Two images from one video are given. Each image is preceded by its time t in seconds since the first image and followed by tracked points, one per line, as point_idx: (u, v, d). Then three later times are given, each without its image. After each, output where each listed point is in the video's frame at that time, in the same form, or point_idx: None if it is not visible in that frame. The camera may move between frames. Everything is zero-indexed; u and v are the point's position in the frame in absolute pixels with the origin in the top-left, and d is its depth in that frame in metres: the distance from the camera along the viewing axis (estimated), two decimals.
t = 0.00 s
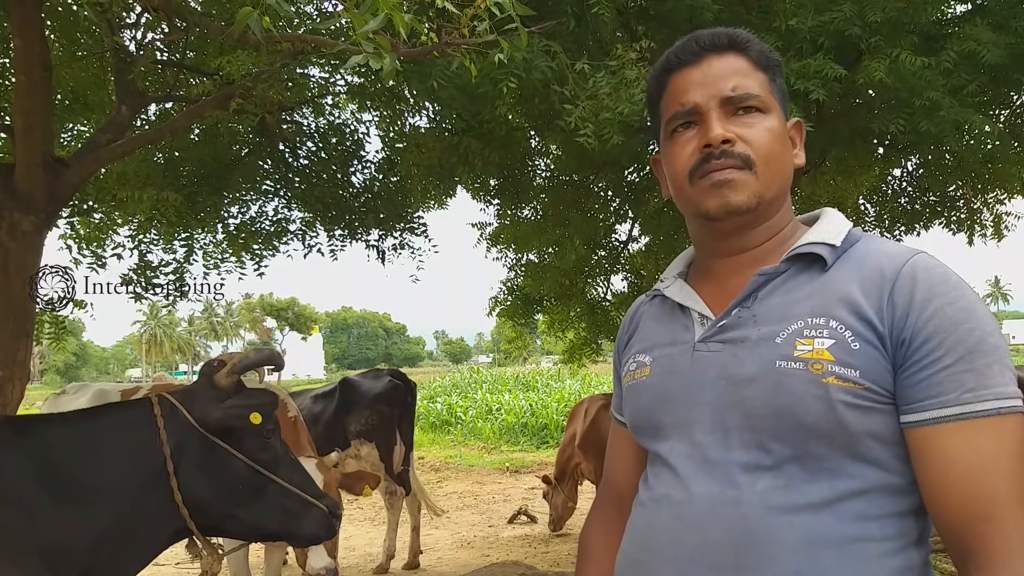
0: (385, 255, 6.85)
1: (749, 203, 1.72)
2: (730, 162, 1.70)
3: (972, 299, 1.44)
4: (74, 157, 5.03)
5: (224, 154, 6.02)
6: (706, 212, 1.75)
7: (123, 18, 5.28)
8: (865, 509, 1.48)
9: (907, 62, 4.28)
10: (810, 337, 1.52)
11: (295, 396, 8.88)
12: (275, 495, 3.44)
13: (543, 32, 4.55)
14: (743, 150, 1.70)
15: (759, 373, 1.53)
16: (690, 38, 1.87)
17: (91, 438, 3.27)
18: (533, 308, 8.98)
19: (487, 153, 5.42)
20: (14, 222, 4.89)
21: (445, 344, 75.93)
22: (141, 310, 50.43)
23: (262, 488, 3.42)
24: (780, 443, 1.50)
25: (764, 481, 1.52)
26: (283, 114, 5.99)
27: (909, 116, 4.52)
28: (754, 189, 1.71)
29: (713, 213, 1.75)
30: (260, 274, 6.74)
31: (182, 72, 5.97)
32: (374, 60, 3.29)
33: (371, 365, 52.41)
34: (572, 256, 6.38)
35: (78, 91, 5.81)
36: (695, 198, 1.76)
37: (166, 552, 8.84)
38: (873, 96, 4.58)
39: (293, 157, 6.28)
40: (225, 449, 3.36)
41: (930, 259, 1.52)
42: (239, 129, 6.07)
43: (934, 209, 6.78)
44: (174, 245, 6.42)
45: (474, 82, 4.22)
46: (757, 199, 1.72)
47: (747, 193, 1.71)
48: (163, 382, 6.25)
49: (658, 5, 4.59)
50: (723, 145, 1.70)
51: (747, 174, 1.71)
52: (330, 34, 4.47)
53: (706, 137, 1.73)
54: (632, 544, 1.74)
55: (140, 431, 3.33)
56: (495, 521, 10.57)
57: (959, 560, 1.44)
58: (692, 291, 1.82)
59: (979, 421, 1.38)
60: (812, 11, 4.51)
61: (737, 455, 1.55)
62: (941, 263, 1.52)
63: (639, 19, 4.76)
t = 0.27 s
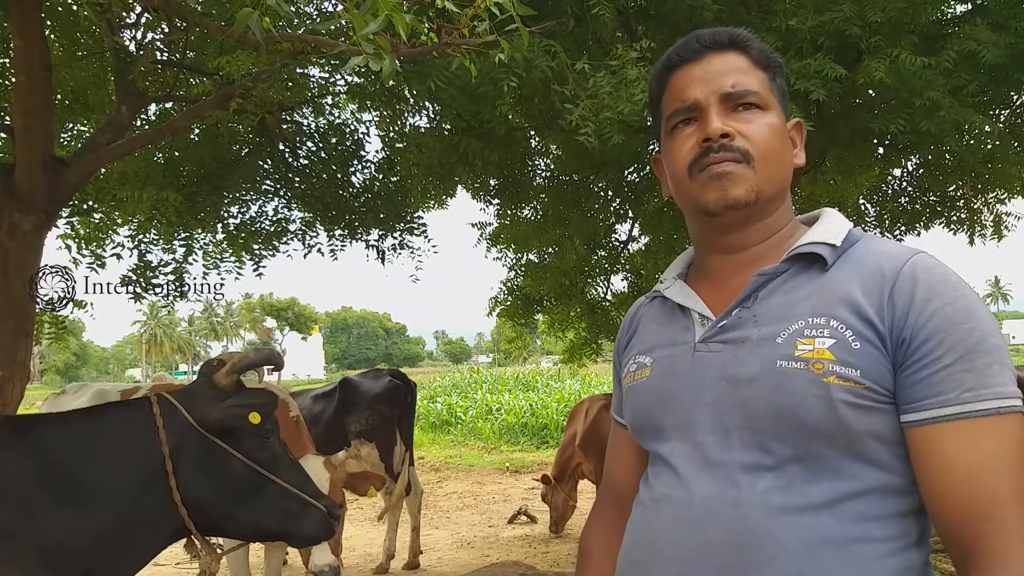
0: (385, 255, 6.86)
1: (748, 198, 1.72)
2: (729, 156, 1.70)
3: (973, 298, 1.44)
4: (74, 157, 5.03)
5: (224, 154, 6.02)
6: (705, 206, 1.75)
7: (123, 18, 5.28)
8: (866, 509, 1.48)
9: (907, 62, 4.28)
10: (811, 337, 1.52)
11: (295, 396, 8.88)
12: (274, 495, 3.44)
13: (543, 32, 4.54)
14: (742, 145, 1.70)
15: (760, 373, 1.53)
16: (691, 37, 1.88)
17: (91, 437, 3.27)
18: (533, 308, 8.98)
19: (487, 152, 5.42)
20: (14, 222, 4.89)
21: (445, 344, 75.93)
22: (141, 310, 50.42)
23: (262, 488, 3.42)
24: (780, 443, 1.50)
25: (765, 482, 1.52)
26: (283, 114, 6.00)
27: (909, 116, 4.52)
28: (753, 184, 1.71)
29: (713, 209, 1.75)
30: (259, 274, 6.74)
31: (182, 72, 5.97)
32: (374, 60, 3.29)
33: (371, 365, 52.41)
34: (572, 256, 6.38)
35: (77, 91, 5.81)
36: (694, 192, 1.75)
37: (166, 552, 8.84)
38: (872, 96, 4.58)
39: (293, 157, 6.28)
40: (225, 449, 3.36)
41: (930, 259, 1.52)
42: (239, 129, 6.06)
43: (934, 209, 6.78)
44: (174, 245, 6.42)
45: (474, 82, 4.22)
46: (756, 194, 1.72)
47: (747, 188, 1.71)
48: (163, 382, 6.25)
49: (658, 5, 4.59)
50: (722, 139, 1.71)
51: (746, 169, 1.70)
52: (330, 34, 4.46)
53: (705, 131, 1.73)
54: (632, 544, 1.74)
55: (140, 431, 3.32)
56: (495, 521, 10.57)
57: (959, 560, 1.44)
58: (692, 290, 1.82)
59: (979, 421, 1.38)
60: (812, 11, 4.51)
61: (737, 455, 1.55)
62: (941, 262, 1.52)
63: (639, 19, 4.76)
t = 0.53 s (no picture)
0: (385, 255, 6.87)
1: (745, 198, 1.71)
2: (726, 156, 1.70)
3: (970, 299, 1.44)
4: (74, 157, 5.03)
5: (225, 154, 6.02)
6: (703, 206, 1.75)
7: (123, 18, 5.28)
8: (864, 510, 1.48)
9: (906, 62, 4.28)
10: (808, 337, 1.52)
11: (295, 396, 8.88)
12: (275, 495, 3.44)
13: (543, 32, 4.54)
14: (740, 145, 1.70)
15: (757, 373, 1.53)
16: (689, 37, 1.88)
17: (91, 437, 3.27)
18: (533, 308, 8.98)
19: (487, 152, 5.42)
20: (14, 222, 4.89)
21: (445, 344, 75.93)
22: (141, 310, 50.42)
23: (262, 488, 3.42)
24: (778, 444, 1.50)
25: (763, 482, 1.52)
26: (283, 114, 6.00)
27: (909, 116, 4.52)
28: (750, 184, 1.71)
29: (710, 209, 1.74)
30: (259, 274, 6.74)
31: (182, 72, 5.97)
32: (375, 61, 3.29)
33: (371, 365, 52.41)
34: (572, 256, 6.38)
35: (77, 91, 5.81)
36: (691, 192, 1.75)
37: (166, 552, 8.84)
38: (872, 96, 4.59)
39: (293, 157, 6.29)
40: (225, 448, 3.36)
41: (928, 259, 1.52)
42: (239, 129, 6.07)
43: (934, 209, 6.79)
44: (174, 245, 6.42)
45: (474, 82, 4.23)
46: (753, 194, 1.72)
47: (744, 188, 1.71)
48: (163, 382, 6.25)
49: (657, 6, 4.59)
50: (719, 139, 1.70)
51: (743, 169, 1.70)
52: (330, 34, 4.47)
53: (703, 132, 1.73)
54: (631, 545, 1.74)
55: (140, 431, 3.32)
56: (495, 521, 10.57)
57: (957, 560, 1.44)
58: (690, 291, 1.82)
59: (976, 421, 1.38)
60: (812, 11, 4.51)
61: (736, 456, 1.55)
62: (938, 262, 1.52)
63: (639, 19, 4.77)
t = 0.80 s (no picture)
0: (385, 255, 6.87)
1: (744, 201, 1.71)
2: (726, 159, 1.70)
3: (969, 299, 1.44)
4: (74, 157, 5.03)
5: (225, 154, 6.02)
6: (702, 209, 1.75)
7: (123, 18, 5.29)
8: (863, 510, 1.48)
9: (906, 62, 4.28)
10: (807, 338, 1.52)
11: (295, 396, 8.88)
12: (275, 495, 3.44)
13: (543, 33, 4.55)
14: (739, 147, 1.70)
15: (756, 374, 1.53)
16: (688, 37, 1.87)
17: (92, 438, 3.27)
18: (533, 308, 8.98)
19: (487, 152, 5.41)
20: (14, 222, 4.90)
21: (445, 344, 75.94)
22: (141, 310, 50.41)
23: (263, 488, 3.41)
24: (777, 445, 1.50)
25: (763, 482, 1.52)
26: (283, 114, 6.00)
27: (909, 116, 4.52)
28: (749, 186, 1.71)
29: (709, 211, 1.75)
30: (259, 274, 6.75)
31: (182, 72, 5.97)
32: (374, 61, 3.29)
33: (371, 365, 52.42)
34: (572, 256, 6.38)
35: (77, 91, 5.81)
36: (691, 195, 1.75)
37: (166, 552, 8.83)
38: (872, 96, 4.59)
39: (293, 157, 6.29)
40: (226, 449, 3.36)
41: (927, 260, 1.52)
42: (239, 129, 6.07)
43: (934, 209, 6.79)
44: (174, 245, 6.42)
45: (473, 82, 4.23)
46: (752, 196, 1.72)
47: (743, 190, 1.71)
48: (163, 382, 6.25)
49: (657, 6, 4.60)
50: (719, 142, 1.70)
51: (742, 171, 1.70)
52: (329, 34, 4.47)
53: (702, 134, 1.73)
54: (631, 545, 1.74)
55: (141, 431, 3.32)
56: (495, 521, 10.57)
57: (955, 561, 1.44)
58: (689, 292, 1.82)
59: (976, 423, 1.38)
60: (812, 11, 4.51)
61: (735, 456, 1.55)
62: (937, 263, 1.52)
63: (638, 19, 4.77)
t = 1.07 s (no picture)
0: (385, 255, 6.87)
1: (748, 213, 1.72)
2: (729, 173, 1.70)
3: (969, 299, 1.44)
4: (74, 157, 5.03)
5: (225, 154, 6.03)
6: (706, 222, 1.75)
7: (123, 18, 5.29)
8: (864, 509, 1.48)
9: (906, 62, 4.28)
10: (807, 338, 1.52)
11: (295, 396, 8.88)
12: (275, 495, 3.43)
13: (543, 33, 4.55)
14: (742, 160, 1.70)
15: (756, 373, 1.53)
16: (686, 42, 1.86)
17: (92, 437, 3.27)
18: (533, 308, 8.98)
19: (487, 152, 5.41)
20: (14, 222, 4.90)
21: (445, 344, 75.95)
22: (141, 311, 50.42)
23: (263, 488, 3.41)
24: (777, 444, 1.50)
25: (763, 482, 1.52)
26: (283, 114, 6.00)
27: (909, 116, 4.52)
28: (753, 199, 1.72)
29: (712, 223, 1.75)
30: (259, 274, 6.75)
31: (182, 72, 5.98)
32: (374, 62, 3.29)
33: (371, 365, 52.43)
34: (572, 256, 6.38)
35: (77, 91, 5.81)
36: (694, 208, 1.76)
37: (166, 552, 8.84)
38: (872, 96, 4.59)
39: (293, 157, 6.29)
40: (225, 448, 3.36)
41: (927, 260, 1.52)
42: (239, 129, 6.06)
43: (934, 209, 6.79)
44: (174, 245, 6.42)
45: (473, 82, 4.23)
46: (755, 208, 1.72)
47: (747, 203, 1.71)
48: (163, 382, 6.25)
49: (657, 6, 4.60)
50: (722, 156, 1.70)
51: (745, 185, 1.71)
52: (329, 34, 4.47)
53: (704, 147, 1.73)
54: (631, 544, 1.74)
55: (141, 431, 3.32)
56: (495, 521, 10.57)
57: (955, 562, 1.44)
58: (690, 293, 1.82)
59: (975, 422, 1.38)
60: (812, 11, 4.51)
61: (735, 455, 1.55)
62: (937, 263, 1.52)
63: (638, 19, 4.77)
